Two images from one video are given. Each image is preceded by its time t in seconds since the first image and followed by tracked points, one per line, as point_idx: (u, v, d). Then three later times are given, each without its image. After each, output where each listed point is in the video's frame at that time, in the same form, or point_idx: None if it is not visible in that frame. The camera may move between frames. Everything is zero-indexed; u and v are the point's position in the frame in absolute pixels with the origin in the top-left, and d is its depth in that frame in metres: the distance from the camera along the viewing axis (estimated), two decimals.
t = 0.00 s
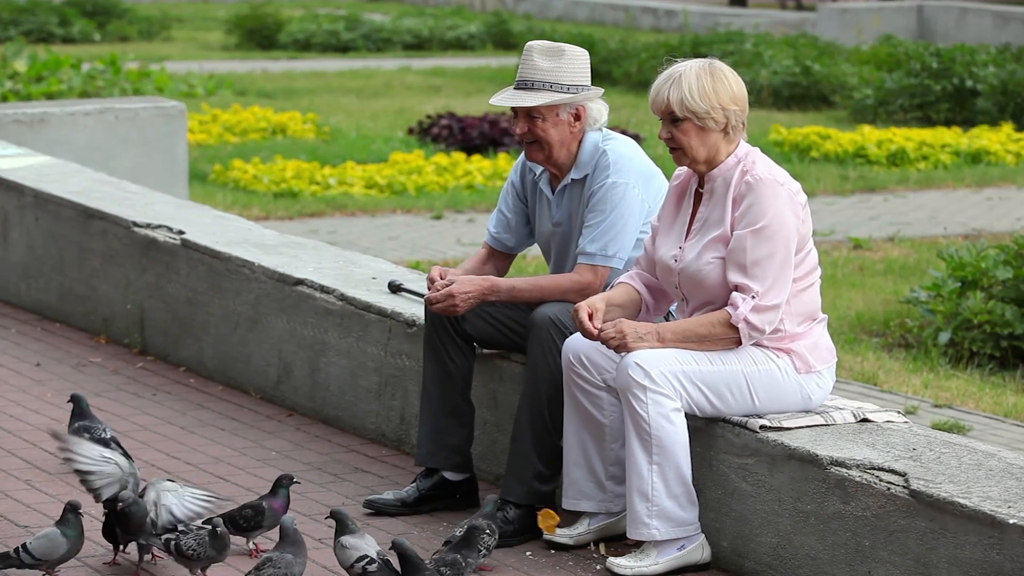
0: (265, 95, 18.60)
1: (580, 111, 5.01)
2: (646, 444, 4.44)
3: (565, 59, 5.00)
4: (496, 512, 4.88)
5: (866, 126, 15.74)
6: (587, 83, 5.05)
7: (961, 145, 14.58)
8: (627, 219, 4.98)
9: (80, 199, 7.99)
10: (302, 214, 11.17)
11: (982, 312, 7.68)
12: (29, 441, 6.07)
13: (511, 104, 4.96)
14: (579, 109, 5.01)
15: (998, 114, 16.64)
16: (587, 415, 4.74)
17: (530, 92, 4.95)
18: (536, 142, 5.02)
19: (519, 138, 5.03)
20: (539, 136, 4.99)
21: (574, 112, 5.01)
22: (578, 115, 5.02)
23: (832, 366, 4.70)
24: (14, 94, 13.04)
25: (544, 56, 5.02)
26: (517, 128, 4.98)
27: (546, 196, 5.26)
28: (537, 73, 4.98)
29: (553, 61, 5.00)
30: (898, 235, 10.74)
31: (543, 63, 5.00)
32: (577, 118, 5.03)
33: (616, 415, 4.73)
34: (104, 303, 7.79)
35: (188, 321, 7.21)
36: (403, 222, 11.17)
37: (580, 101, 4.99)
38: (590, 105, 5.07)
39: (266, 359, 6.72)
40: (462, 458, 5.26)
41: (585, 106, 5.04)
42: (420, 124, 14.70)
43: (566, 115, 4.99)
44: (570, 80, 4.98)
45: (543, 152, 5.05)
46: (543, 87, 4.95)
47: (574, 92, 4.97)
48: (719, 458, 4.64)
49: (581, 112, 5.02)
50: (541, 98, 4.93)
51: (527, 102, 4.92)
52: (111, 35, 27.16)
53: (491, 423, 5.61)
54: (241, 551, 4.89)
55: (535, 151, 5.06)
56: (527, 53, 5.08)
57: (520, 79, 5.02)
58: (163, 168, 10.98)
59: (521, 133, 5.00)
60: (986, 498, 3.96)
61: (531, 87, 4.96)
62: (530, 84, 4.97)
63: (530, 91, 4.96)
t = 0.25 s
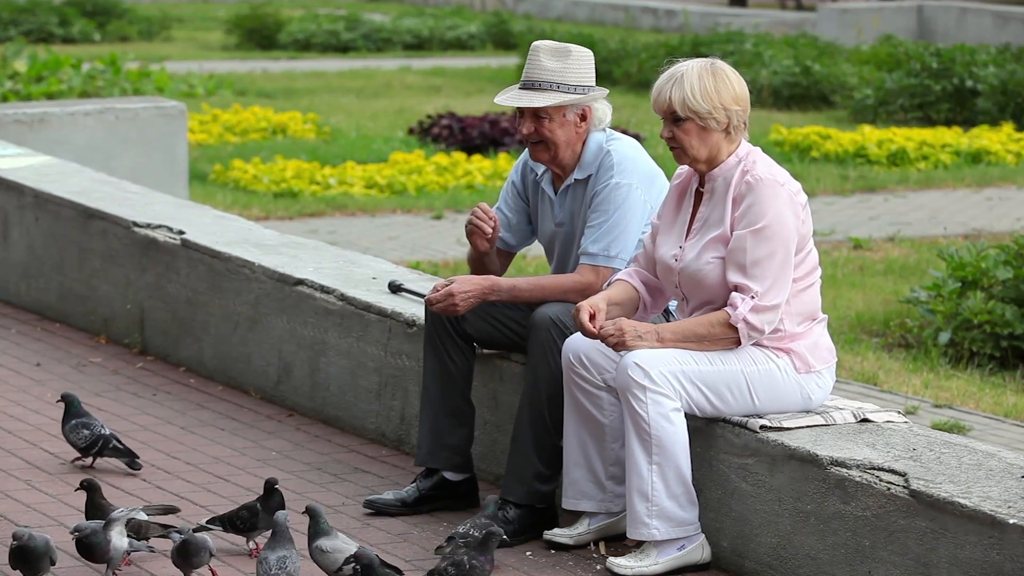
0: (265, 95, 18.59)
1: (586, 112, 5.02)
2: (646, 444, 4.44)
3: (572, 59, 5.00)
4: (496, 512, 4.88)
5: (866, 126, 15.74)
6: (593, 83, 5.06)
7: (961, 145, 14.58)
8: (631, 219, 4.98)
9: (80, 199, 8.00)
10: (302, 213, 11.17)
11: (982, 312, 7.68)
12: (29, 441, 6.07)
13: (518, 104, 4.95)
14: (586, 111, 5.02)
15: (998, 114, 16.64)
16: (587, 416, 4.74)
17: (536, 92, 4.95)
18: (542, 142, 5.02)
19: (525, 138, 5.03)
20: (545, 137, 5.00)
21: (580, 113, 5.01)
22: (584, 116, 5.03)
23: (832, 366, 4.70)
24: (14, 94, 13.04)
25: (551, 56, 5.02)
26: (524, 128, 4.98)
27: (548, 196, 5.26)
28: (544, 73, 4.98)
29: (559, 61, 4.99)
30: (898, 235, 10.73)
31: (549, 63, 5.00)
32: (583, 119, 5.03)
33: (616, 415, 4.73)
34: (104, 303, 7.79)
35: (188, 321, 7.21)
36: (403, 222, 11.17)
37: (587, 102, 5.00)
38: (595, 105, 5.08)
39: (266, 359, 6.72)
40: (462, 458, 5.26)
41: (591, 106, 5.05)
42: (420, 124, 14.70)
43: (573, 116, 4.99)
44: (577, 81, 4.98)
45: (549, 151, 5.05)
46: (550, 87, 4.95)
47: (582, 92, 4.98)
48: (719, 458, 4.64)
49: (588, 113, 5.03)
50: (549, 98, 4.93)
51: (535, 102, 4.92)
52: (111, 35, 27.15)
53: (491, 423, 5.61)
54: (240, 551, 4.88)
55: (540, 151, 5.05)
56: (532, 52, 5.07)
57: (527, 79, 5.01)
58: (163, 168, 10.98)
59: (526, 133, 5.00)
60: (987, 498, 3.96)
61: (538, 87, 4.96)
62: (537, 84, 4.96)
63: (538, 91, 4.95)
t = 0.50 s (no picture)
0: (265, 95, 18.59)
1: (595, 112, 5.03)
2: (646, 444, 4.44)
3: (583, 60, 5.01)
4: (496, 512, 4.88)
5: (866, 126, 15.74)
6: (603, 83, 5.06)
7: (961, 145, 14.58)
8: (634, 221, 4.99)
9: (80, 199, 8.00)
10: (302, 213, 11.17)
11: (982, 312, 7.68)
12: (29, 441, 6.07)
13: (527, 103, 4.95)
14: (595, 111, 5.03)
15: (998, 113, 16.64)
16: (587, 416, 4.74)
17: (547, 92, 4.96)
18: (549, 141, 5.01)
19: (532, 137, 5.02)
20: (553, 137, 5.00)
21: (588, 114, 5.02)
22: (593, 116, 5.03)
23: (832, 366, 4.70)
24: (13, 94, 13.04)
25: (562, 56, 5.03)
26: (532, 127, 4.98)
27: (550, 195, 5.25)
28: (554, 72, 4.99)
29: (571, 62, 5.00)
30: (898, 235, 10.73)
31: (561, 63, 5.00)
32: (591, 120, 5.03)
33: (616, 415, 4.73)
34: (104, 303, 7.79)
35: (188, 321, 7.21)
36: (403, 222, 11.17)
37: (596, 103, 5.01)
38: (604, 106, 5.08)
39: (266, 359, 6.72)
40: (462, 458, 5.26)
41: (600, 108, 5.05)
42: (421, 124, 14.70)
43: (582, 116, 5.00)
44: (588, 82, 4.99)
45: (555, 151, 5.04)
46: (560, 88, 4.96)
47: (593, 93, 4.98)
48: (719, 458, 4.64)
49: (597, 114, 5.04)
50: (559, 99, 4.93)
51: (546, 102, 4.93)
52: (111, 34, 27.15)
53: (491, 423, 5.61)
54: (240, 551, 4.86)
55: (546, 150, 5.05)
56: (544, 52, 5.08)
57: (536, 78, 5.02)
58: (162, 169, 10.98)
59: (534, 131, 5.00)
60: (987, 498, 3.96)
61: (548, 87, 4.97)
62: (547, 84, 4.98)
63: (548, 91, 4.96)
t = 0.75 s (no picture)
0: (265, 95, 18.59)
1: (600, 112, 5.03)
2: (646, 444, 4.44)
3: (590, 59, 5.01)
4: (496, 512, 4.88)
5: (866, 126, 15.74)
6: (609, 84, 5.06)
7: (961, 145, 14.58)
8: (637, 222, 4.99)
9: (80, 199, 7.99)
10: (302, 213, 11.17)
11: (982, 312, 7.68)
12: (29, 441, 6.06)
13: (533, 101, 4.95)
14: (601, 111, 5.03)
15: (998, 114, 16.63)
16: (587, 416, 4.74)
17: (552, 90, 4.95)
18: (554, 139, 5.02)
19: (538, 134, 5.03)
20: (559, 135, 5.00)
21: (594, 113, 5.02)
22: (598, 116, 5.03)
23: (832, 367, 4.70)
24: (13, 94, 13.03)
25: (569, 55, 5.03)
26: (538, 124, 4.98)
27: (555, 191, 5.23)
28: (561, 71, 4.98)
29: (578, 61, 5.00)
30: (898, 235, 10.73)
31: (568, 62, 5.00)
32: (597, 119, 5.04)
33: (616, 415, 4.73)
34: (104, 304, 7.79)
35: (187, 321, 7.21)
36: (403, 222, 11.17)
37: (602, 103, 5.01)
38: (610, 106, 5.09)
39: (267, 359, 6.72)
40: (462, 458, 5.26)
41: (605, 107, 5.05)
42: (420, 125, 14.70)
43: (587, 115, 4.99)
44: (594, 81, 4.98)
45: (560, 150, 5.05)
46: (567, 86, 4.95)
47: (599, 93, 4.98)
48: (719, 458, 4.64)
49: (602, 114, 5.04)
50: (565, 97, 4.93)
51: (551, 101, 4.92)
52: (111, 34, 27.15)
53: (491, 423, 5.61)
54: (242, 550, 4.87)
55: (552, 148, 5.05)
56: (551, 51, 5.07)
57: (543, 76, 5.01)
58: (162, 168, 10.98)
59: (540, 129, 5.00)
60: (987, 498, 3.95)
61: (554, 85, 4.96)
62: (553, 83, 4.97)
63: (554, 90, 4.95)
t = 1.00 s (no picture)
0: (265, 95, 18.59)
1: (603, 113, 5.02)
2: (646, 444, 4.44)
3: (593, 60, 5.00)
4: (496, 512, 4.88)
5: (866, 126, 15.74)
6: (613, 85, 5.06)
7: (961, 145, 14.58)
8: (637, 223, 4.99)
9: (80, 199, 7.99)
10: (302, 214, 11.17)
11: (982, 312, 7.68)
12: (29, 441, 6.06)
13: (536, 103, 4.94)
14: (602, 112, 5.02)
15: (998, 113, 16.63)
16: (588, 415, 4.74)
17: (556, 92, 4.94)
18: (557, 141, 5.01)
19: (541, 136, 5.02)
20: (562, 136, 4.99)
21: (597, 114, 5.01)
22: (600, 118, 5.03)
23: (832, 367, 4.70)
24: (13, 94, 13.03)
25: (572, 56, 5.02)
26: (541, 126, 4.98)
27: (557, 193, 5.24)
28: (563, 72, 4.97)
29: (580, 62, 4.99)
30: (898, 235, 10.73)
31: (570, 63, 4.99)
32: (599, 120, 5.03)
33: (616, 415, 4.73)
34: (104, 304, 7.79)
35: (188, 321, 7.21)
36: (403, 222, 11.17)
37: (605, 104, 5.00)
38: (613, 107, 5.08)
39: (266, 359, 6.72)
40: (462, 458, 5.26)
41: (608, 108, 5.05)
42: (420, 125, 14.70)
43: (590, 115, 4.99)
44: (597, 82, 4.97)
45: (564, 151, 5.04)
46: (570, 88, 4.94)
47: (602, 93, 4.97)
48: (719, 458, 4.64)
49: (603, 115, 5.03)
50: (567, 99, 4.92)
51: (554, 103, 4.91)
52: (111, 35, 27.14)
53: (491, 423, 5.61)
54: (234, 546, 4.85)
55: (556, 150, 5.05)
56: (553, 52, 5.06)
57: (544, 77, 5.00)
58: (162, 168, 10.98)
59: (543, 131, 5.00)
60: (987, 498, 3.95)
61: (556, 87, 4.96)
62: (556, 84, 4.96)
63: (557, 91, 4.95)
